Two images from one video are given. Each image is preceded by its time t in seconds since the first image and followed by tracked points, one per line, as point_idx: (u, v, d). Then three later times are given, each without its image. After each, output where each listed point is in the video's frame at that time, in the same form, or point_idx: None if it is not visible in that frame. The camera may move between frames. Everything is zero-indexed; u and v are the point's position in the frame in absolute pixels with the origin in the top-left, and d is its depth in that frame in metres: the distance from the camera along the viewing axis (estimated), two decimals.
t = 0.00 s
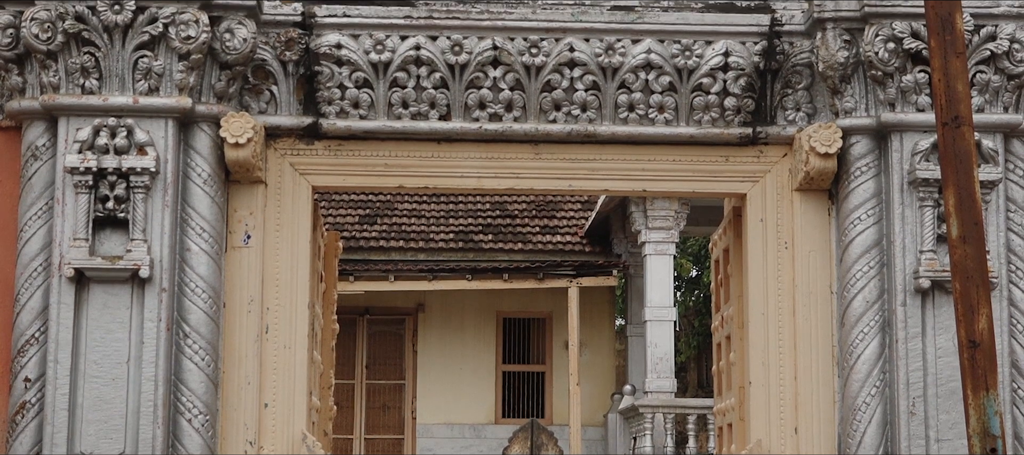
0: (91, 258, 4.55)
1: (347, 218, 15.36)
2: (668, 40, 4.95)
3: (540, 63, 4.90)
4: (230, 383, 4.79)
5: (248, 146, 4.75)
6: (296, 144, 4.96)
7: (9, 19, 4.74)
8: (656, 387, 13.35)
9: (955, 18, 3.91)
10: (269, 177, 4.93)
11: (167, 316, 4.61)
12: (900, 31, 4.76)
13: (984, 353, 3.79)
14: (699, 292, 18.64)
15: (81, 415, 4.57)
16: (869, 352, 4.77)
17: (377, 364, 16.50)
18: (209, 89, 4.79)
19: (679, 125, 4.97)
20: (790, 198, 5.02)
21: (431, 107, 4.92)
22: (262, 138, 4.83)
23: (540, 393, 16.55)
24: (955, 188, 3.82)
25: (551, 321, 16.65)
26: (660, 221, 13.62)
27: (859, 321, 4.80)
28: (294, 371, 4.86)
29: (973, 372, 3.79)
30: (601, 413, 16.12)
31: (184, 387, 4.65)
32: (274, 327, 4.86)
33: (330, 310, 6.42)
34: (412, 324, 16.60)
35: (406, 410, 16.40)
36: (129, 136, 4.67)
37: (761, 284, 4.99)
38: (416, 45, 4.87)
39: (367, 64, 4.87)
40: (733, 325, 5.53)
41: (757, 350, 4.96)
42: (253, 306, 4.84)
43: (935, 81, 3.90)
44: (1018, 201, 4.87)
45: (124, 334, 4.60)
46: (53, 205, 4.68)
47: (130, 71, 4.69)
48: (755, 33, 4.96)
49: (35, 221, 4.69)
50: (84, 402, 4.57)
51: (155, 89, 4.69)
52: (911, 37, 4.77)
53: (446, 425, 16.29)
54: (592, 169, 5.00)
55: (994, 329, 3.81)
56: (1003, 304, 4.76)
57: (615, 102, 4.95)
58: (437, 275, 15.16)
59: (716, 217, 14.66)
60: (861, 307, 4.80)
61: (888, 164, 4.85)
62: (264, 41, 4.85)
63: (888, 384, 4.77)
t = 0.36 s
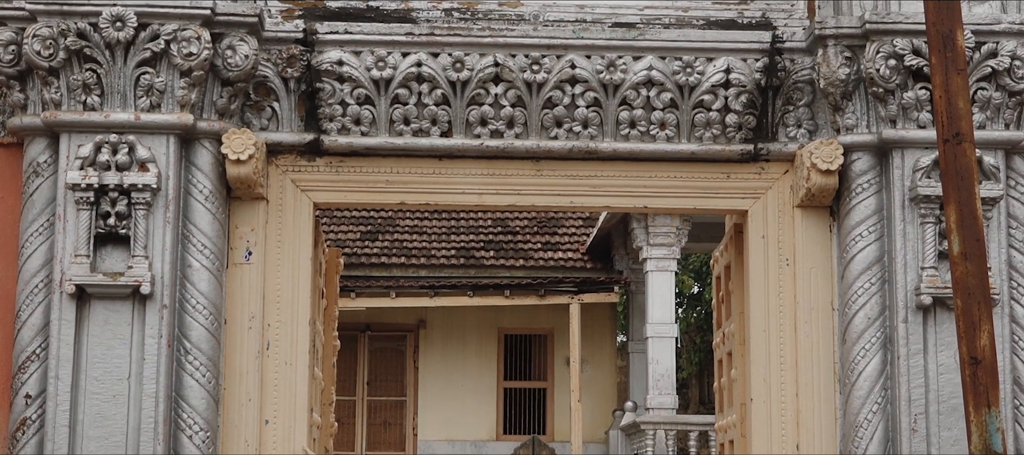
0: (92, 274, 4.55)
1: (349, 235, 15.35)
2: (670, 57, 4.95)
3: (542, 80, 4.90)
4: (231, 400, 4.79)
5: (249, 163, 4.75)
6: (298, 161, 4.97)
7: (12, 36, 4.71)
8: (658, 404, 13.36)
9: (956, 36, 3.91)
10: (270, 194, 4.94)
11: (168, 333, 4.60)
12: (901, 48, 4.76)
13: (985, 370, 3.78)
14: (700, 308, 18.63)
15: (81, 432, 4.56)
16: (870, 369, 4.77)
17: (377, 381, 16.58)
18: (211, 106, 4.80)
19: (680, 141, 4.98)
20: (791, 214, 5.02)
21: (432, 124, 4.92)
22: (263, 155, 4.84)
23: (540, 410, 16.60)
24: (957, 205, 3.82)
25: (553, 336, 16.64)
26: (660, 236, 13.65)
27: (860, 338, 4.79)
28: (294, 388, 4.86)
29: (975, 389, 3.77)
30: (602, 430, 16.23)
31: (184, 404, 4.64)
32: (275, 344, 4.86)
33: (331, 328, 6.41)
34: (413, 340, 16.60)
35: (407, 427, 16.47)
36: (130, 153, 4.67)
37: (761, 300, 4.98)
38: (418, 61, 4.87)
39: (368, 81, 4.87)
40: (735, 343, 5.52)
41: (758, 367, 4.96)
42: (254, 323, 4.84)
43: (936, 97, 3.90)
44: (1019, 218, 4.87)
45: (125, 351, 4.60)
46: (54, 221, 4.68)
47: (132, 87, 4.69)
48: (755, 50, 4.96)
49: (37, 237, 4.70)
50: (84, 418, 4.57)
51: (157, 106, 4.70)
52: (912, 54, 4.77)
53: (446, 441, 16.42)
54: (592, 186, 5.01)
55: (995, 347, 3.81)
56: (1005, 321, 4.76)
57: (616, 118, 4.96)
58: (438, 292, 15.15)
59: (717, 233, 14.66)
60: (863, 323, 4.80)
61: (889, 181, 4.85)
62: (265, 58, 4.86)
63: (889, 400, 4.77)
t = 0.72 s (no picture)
0: (93, 288, 4.55)
1: (350, 249, 15.35)
2: (671, 71, 4.96)
3: (542, 94, 4.90)
4: (231, 414, 4.78)
5: (251, 177, 4.76)
6: (299, 175, 4.97)
7: (13, 50, 4.74)
8: (659, 418, 13.44)
9: (957, 51, 3.91)
10: (271, 208, 4.93)
11: (168, 347, 4.60)
12: (902, 62, 4.77)
13: (987, 384, 3.78)
14: (701, 323, 18.61)
15: (81, 446, 4.55)
16: (872, 384, 4.76)
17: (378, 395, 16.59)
18: (212, 119, 4.80)
19: (682, 156, 4.96)
20: (793, 228, 5.02)
21: (433, 138, 4.91)
22: (265, 169, 4.84)
23: (541, 424, 16.67)
24: (959, 220, 3.82)
25: (554, 351, 16.61)
26: (662, 250, 13.51)
27: (862, 353, 4.78)
28: (295, 402, 4.85)
29: (976, 404, 3.77)
30: (603, 445, 16.28)
31: (184, 418, 4.64)
32: (276, 358, 4.85)
33: (331, 342, 6.39)
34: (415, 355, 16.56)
35: (407, 441, 16.50)
36: (131, 167, 4.67)
37: (762, 315, 4.97)
38: (419, 76, 4.88)
39: (369, 95, 4.87)
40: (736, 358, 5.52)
41: (760, 381, 4.95)
42: (255, 337, 4.84)
43: (938, 111, 3.89)
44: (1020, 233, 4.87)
45: (126, 365, 4.60)
46: (55, 235, 4.68)
47: (133, 101, 4.69)
48: (756, 64, 4.98)
49: (37, 251, 4.69)
50: (84, 432, 4.56)
51: (158, 120, 4.70)
52: (913, 69, 4.78)
53: None
54: (593, 200, 5.00)
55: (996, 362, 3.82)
56: (1006, 335, 4.76)
57: (617, 133, 4.96)
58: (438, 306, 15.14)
59: (718, 248, 14.65)
60: (864, 338, 4.79)
61: (890, 195, 4.85)
62: (265, 71, 4.87)
63: (891, 415, 4.76)
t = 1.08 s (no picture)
0: (93, 304, 4.55)
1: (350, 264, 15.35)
2: (671, 87, 4.96)
3: (542, 110, 4.90)
4: (231, 430, 4.77)
5: (251, 192, 4.76)
6: (299, 190, 4.96)
7: (14, 65, 4.74)
8: (659, 434, 13.46)
9: (957, 67, 3.93)
10: (271, 224, 4.93)
11: (168, 363, 4.60)
12: (902, 78, 4.78)
13: (987, 400, 3.77)
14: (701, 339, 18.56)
15: None
16: (872, 400, 4.76)
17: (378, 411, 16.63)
18: (212, 135, 4.80)
19: (682, 172, 4.97)
20: (793, 244, 5.02)
21: (434, 154, 4.92)
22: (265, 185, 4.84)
23: (541, 440, 16.56)
24: (958, 236, 3.81)
25: (554, 367, 16.60)
26: (662, 266, 13.54)
27: (862, 369, 4.78)
28: (295, 418, 4.84)
29: (977, 421, 3.77)
30: None
31: (184, 434, 4.63)
32: (276, 374, 4.85)
33: (331, 359, 6.39)
34: (415, 371, 16.60)
35: None
36: (132, 183, 4.67)
37: (762, 331, 4.97)
38: (419, 91, 4.88)
39: (370, 110, 4.88)
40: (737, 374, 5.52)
41: (760, 397, 4.94)
42: (255, 353, 4.84)
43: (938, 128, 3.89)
44: (1021, 249, 4.87)
45: (126, 380, 4.59)
46: (55, 250, 4.69)
47: (134, 117, 4.70)
48: (756, 80, 4.99)
49: (37, 267, 4.69)
50: (84, 448, 4.56)
51: (159, 135, 4.70)
52: (912, 85, 4.78)
53: None
54: (593, 216, 5.00)
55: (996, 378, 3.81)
56: (1006, 351, 4.76)
57: (617, 149, 4.96)
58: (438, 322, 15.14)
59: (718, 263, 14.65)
60: (864, 354, 4.79)
61: (890, 211, 4.85)
62: (266, 87, 4.88)
63: (892, 431, 4.76)
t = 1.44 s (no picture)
0: (93, 318, 4.55)
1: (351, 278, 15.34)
2: (671, 101, 4.96)
3: (542, 124, 4.91)
4: (231, 444, 4.77)
5: (251, 206, 4.76)
6: (299, 204, 4.97)
7: (14, 80, 4.75)
8: (660, 448, 13.44)
9: (956, 81, 3.92)
10: (271, 238, 4.94)
11: (168, 377, 4.60)
12: (901, 92, 4.77)
13: (987, 414, 3.77)
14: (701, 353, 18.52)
15: None
16: (873, 413, 4.75)
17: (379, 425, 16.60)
18: (212, 149, 4.81)
19: (682, 186, 4.97)
20: (793, 257, 5.02)
21: (434, 168, 4.92)
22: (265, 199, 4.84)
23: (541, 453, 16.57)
24: (959, 251, 3.81)
25: (554, 381, 16.67)
26: (663, 280, 13.41)
27: (862, 382, 4.78)
28: (295, 432, 4.84)
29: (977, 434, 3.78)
30: None
31: (184, 448, 4.63)
32: (276, 388, 4.85)
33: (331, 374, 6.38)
34: (415, 384, 16.58)
35: None
36: (132, 197, 4.67)
37: (763, 344, 4.97)
38: (419, 105, 4.88)
39: (370, 124, 4.88)
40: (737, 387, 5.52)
41: (760, 410, 4.94)
42: (255, 367, 4.83)
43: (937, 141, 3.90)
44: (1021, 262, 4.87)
45: (126, 394, 4.59)
46: (55, 264, 4.69)
47: (134, 131, 4.70)
48: (756, 94, 4.99)
49: (37, 281, 4.69)
50: None
51: (159, 150, 4.70)
52: (913, 98, 4.78)
53: None
54: (593, 230, 5.01)
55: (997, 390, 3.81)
56: (1007, 365, 4.76)
57: (617, 163, 4.97)
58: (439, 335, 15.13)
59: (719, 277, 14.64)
60: (865, 367, 4.78)
61: (890, 225, 4.85)
62: (267, 101, 4.88)
63: (893, 445, 4.75)
